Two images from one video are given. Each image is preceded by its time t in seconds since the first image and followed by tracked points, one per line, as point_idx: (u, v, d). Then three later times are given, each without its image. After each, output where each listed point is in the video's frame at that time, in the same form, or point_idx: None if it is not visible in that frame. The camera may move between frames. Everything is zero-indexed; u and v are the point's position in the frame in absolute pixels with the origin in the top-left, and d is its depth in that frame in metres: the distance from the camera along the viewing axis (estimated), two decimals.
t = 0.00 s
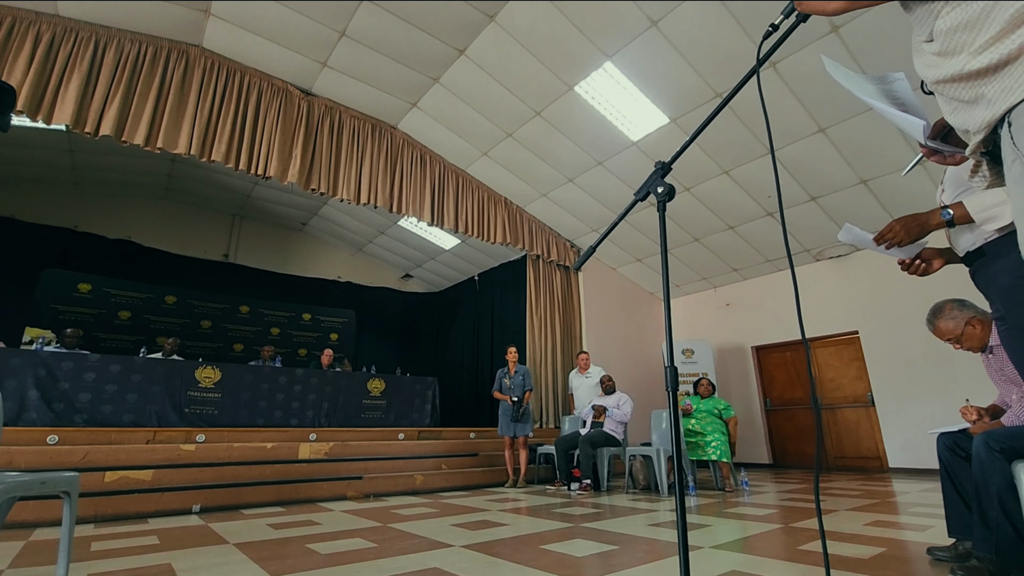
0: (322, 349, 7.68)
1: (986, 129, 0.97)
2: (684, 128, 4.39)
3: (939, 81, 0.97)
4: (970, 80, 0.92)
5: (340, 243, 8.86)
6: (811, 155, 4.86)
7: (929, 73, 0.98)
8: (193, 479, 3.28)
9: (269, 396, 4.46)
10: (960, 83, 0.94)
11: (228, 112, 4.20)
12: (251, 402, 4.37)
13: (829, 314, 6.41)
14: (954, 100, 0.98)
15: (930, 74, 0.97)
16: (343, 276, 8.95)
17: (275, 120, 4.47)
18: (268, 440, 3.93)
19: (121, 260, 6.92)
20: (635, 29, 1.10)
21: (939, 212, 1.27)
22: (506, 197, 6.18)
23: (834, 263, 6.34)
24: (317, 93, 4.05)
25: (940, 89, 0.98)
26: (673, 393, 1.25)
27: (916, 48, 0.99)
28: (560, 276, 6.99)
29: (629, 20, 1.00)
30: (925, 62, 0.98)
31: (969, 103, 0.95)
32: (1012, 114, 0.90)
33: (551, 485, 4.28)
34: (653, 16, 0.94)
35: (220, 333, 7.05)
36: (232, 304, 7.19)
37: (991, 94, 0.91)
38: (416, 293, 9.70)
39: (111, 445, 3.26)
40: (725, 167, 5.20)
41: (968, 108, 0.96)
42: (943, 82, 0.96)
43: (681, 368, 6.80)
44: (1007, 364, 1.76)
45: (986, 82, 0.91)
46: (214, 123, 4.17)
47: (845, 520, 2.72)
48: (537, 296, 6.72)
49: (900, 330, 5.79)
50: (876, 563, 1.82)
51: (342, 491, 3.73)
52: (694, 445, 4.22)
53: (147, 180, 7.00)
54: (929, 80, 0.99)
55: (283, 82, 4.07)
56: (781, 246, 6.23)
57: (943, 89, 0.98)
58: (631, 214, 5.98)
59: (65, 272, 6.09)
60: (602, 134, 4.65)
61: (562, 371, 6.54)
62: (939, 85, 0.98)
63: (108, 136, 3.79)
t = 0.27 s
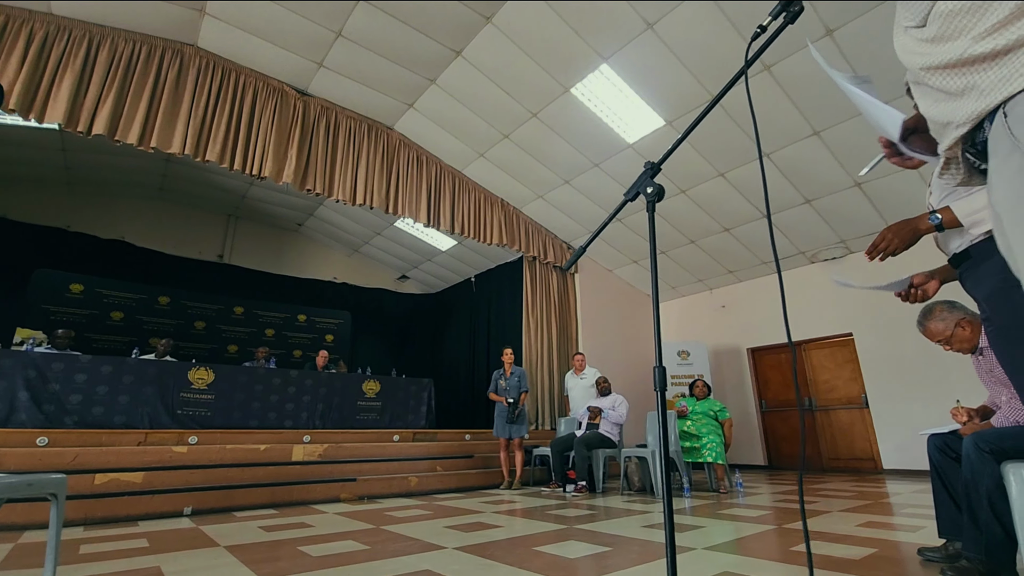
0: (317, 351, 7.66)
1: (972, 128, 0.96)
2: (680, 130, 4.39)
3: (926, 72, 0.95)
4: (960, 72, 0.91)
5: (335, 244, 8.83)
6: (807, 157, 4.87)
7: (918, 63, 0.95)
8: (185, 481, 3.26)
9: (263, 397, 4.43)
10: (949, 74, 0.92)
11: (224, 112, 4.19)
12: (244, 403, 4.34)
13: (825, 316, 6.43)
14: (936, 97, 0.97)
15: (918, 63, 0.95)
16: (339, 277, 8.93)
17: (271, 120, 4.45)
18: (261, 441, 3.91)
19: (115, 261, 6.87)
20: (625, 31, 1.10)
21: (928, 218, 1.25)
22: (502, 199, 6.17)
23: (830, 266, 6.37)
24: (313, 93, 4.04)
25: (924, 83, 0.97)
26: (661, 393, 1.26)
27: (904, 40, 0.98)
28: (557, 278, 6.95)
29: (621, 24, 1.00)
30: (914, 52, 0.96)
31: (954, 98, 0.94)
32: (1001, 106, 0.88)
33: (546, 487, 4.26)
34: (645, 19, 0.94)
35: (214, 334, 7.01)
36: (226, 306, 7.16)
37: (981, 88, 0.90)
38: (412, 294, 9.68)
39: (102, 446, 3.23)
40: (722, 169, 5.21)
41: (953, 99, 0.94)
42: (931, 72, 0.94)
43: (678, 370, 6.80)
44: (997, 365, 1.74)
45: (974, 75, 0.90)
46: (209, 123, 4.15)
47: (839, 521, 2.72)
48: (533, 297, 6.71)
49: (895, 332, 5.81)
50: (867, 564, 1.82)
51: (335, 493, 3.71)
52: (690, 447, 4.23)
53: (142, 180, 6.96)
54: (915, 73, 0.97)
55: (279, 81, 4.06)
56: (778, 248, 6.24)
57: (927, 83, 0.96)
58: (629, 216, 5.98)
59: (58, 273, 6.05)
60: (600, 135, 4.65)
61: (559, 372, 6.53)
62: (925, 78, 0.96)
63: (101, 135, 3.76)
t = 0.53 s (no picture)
0: (312, 353, 7.64)
1: (970, 123, 0.98)
2: (676, 133, 4.41)
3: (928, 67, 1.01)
4: (960, 68, 0.96)
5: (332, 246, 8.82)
6: (801, 161, 4.89)
7: (921, 58, 1.02)
8: (178, 484, 3.24)
9: (258, 400, 4.41)
10: (950, 70, 0.97)
11: (219, 114, 4.18)
12: (239, 406, 4.32)
13: (820, 320, 6.45)
14: (937, 93, 1.01)
15: (921, 59, 1.02)
16: (335, 279, 8.92)
17: (266, 121, 4.44)
18: (256, 444, 3.90)
19: (109, 262, 6.84)
20: (621, 34, 1.12)
21: (921, 229, 1.26)
22: (498, 201, 6.18)
23: (825, 269, 6.40)
24: (308, 95, 4.03)
25: (925, 78, 1.02)
26: (656, 397, 1.26)
27: (910, 39, 1.04)
28: (553, 281, 6.93)
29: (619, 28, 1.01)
30: (919, 48, 1.02)
31: (954, 93, 0.98)
32: (1011, 101, 0.91)
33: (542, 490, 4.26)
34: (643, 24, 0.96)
35: (209, 336, 6.98)
36: (221, 308, 7.14)
37: (979, 83, 0.94)
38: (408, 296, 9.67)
39: (95, 449, 3.22)
40: (717, 172, 5.22)
41: (952, 95, 0.99)
42: (933, 67, 1.00)
43: (673, 373, 6.81)
44: (990, 368, 1.78)
45: (974, 72, 0.95)
46: (204, 125, 4.14)
47: (833, 524, 2.73)
48: (529, 300, 6.71)
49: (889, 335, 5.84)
50: (859, 565, 1.83)
51: (330, 496, 3.69)
52: (685, 450, 4.24)
53: (137, 181, 6.94)
54: (917, 68, 1.03)
55: (274, 83, 4.06)
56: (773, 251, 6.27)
57: (928, 79, 1.02)
58: (624, 219, 5.99)
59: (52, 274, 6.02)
60: (595, 138, 4.65)
61: (555, 375, 6.52)
62: (926, 74, 1.02)
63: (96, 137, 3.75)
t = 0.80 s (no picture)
0: (308, 355, 7.62)
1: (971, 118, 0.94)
2: (670, 135, 4.42)
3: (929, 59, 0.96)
4: (965, 62, 0.92)
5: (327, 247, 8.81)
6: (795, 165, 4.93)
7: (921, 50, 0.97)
8: (172, 487, 3.23)
9: (252, 402, 4.40)
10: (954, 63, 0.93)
11: (214, 115, 4.18)
12: (233, 408, 4.31)
13: (813, 322, 6.50)
14: (934, 89, 0.98)
15: (921, 51, 0.97)
16: (330, 281, 8.91)
17: (262, 122, 4.44)
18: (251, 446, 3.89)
19: (103, 263, 6.81)
20: (613, 38, 1.12)
21: (916, 245, 1.32)
22: (494, 203, 6.20)
23: (819, 271, 6.44)
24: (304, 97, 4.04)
25: (923, 73, 0.99)
26: (648, 399, 1.26)
27: (906, 30, 1.00)
28: (548, 283, 6.95)
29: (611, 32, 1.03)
30: (918, 40, 0.98)
31: (954, 88, 0.95)
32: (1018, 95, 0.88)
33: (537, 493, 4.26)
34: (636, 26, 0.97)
35: (204, 338, 6.96)
36: (216, 309, 7.12)
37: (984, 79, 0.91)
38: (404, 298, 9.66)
39: (89, 451, 3.20)
40: (711, 175, 5.26)
41: (950, 91, 0.95)
42: (935, 59, 0.95)
43: (668, 375, 6.84)
44: (982, 372, 1.81)
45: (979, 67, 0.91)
46: (199, 127, 4.14)
47: (826, 526, 2.75)
48: (525, 302, 6.72)
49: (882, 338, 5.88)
50: (851, 568, 1.85)
51: (325, 498, 3.69)
52: (680, 452, 4.26)
53: (132, 183, 6.91)
54: (914, 61, 0.99)
55: (269, 85, 4.08)
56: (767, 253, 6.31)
57: (927, 73, 0.98)
58: (619, 221, 6.02)
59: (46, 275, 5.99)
60: (590, 141, 4.68)
61: (551, 377, 6.54)
62: (926, 67, 0.98)
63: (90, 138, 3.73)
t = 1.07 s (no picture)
0: (304, 356, 7.61)
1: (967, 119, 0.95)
2: (666, 138, 4.44)
3: (929, 58, 0.97)
4: (963, 60, 0.92)
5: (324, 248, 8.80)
6: (791, 167, 4.95)
7: (920, 49, 0.98)
8: (167, 489, 3.22)
9: (248, 403, 4.39)
10: (953, 62, 0.93)
11: (211, 116, 4.18)
12: (229, 409, 4.30)
13: (809, 324, 6.52)
14: (931, 88, 0.98)
15: (920, 50, 0.98)
16: (327, 282, 8.90)
17: (259, 123, 4.44)
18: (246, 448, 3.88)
19: (99, 264, 6.77)
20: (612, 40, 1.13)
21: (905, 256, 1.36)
22: (491, 205, 6.21)
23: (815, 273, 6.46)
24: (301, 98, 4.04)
25: (923, 71, 0.99)
26: (645, 400, 1.27)
27: (908, 30, 1.01)
28: (545, 285, 6.97)
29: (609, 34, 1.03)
30: (918, 39, 0.98)
31: (951, 87, 0.95)
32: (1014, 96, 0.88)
33: (533, 495, 4.25)
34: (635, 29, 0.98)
35: (199, 339, 6.93)
36: (213, 310, 7.09)
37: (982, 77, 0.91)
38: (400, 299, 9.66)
39: (83, 453, 3.19)
40: (708, 177, 5.28)
41: (948, 90, 0.96)
42: (933, 58, 0.96)
43: (665, 377, 6.85)
44: (978, 373, 1.83)
45: (977, 66, 0.91)
46: (196, 128, 4.13)
47: (823, 528, 2.75)
48: (521, 304, 6.73)
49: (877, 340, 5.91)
50: (845, 569, 1.85)
51: (321, 500, 3.69)
52: (676, 454, 4.26)
53: (128, 183, 6.89)
54: (914, 60, 0.99)
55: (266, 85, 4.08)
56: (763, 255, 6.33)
57: (927, 72, 0.98)
58: (616, 223, 6.03)
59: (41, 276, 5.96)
60: (587, 142, 4.69)
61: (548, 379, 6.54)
62: (924, 66, 0.98)
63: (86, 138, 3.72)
